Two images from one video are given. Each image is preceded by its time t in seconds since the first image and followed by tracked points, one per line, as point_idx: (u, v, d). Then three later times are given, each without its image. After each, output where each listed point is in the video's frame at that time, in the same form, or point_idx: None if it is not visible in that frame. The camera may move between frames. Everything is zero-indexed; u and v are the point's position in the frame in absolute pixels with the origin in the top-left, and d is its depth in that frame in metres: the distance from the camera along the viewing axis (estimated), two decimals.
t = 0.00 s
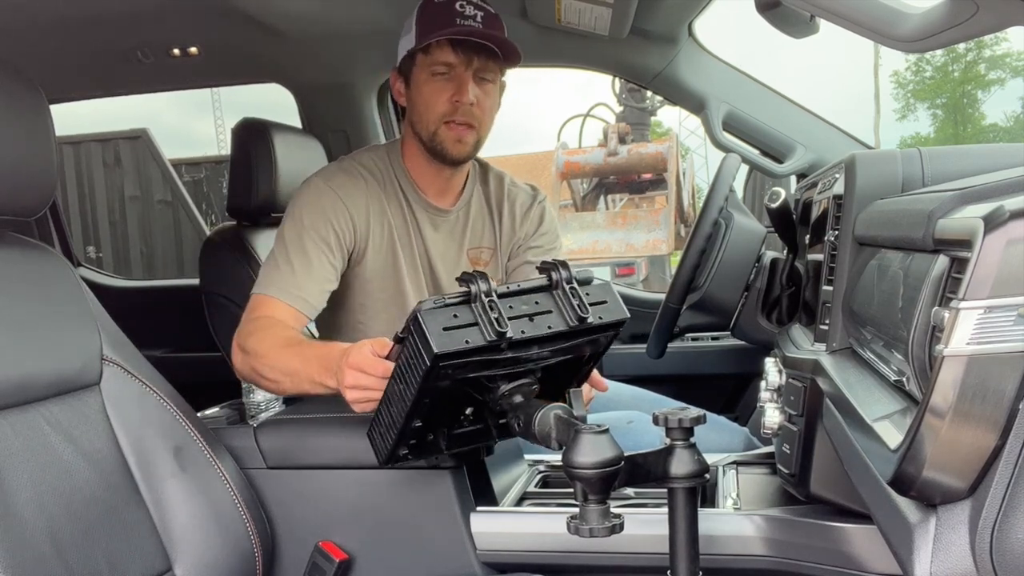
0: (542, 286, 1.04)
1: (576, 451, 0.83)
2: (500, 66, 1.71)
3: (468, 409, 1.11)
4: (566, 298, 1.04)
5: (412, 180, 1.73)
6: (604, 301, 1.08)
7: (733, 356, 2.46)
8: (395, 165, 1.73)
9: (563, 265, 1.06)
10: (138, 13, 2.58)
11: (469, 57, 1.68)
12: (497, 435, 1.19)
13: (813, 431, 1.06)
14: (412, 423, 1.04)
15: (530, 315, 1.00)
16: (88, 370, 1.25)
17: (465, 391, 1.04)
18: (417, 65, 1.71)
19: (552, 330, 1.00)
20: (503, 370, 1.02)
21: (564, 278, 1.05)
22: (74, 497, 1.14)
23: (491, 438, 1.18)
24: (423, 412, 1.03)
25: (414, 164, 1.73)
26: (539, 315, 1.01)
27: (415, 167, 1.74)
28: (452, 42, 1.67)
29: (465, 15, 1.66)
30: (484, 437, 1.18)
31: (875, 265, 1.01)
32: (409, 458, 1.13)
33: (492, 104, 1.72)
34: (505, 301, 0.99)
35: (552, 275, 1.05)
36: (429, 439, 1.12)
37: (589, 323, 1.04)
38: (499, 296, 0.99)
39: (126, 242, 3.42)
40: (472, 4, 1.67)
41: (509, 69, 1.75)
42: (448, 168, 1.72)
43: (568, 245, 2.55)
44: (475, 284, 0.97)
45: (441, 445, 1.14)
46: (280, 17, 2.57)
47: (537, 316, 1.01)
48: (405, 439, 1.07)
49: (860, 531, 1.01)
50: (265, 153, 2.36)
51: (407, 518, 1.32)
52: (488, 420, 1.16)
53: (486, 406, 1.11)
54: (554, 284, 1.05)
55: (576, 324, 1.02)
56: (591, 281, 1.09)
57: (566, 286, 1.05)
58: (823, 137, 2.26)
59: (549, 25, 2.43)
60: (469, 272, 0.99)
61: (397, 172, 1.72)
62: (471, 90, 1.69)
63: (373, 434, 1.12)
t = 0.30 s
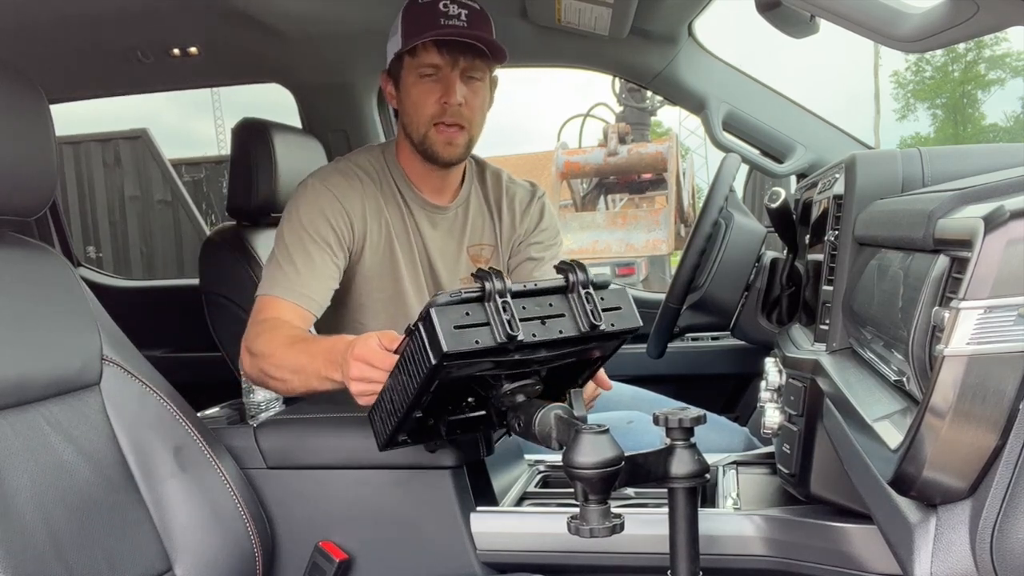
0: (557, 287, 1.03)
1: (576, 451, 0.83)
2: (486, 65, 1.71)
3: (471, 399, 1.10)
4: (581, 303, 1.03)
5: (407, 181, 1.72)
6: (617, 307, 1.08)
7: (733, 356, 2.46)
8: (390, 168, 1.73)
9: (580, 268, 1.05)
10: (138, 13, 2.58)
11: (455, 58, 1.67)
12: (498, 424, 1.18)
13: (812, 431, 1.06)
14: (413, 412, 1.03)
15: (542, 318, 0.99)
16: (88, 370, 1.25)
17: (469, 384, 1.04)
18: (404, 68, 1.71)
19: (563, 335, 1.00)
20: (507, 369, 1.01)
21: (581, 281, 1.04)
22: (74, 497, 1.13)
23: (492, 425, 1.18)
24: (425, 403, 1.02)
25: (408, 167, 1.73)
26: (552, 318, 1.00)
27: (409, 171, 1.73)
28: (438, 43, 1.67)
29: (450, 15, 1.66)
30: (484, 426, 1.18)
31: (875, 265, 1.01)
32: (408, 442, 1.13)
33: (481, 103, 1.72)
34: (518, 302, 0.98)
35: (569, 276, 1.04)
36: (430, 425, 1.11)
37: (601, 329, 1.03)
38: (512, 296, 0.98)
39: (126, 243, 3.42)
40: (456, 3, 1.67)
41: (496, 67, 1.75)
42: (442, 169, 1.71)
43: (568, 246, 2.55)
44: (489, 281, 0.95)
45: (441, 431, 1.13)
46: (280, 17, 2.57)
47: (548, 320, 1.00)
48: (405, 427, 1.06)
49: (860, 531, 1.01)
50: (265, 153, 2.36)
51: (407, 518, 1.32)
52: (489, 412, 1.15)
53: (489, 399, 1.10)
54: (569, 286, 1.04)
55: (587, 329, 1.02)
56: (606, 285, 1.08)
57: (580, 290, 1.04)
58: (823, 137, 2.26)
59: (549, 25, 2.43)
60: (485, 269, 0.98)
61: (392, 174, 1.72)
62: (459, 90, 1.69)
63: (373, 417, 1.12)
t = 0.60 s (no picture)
0: (576, 257, 0.98)
1: (576, 452, 0.83)
2: (477, 63, 1.69)
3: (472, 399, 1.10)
4: (600, 273, 0.98)
5: (403, 180, 1.73)
6: (638, 278, 1.02)
7: (733, 356, 2.46)
8: (385, 167, 1.73)
9: (600, 236, 0.99)
10: (138, 13, 2.58)
11: (446, 59, 1.65)
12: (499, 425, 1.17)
13: (812, 431, 1.06)
14: (413, 413, 1.04)
15: (558, 289, 0.95)
16: (88, 370, 1.25)
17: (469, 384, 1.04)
18: (394, 69, 1.69)
19: (580, 307, 0.95)
20: (507, 370, 1.01)
21: (601, 251, 0.98)
22: (74, 497, 1.13)
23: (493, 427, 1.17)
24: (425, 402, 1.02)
25: (403, 165, 1.73)
26: (568, 290, 0.95)
27: (404, 170, 1.73)
28: (427, 45, 1.64)
29: (438, 15, 1.64)
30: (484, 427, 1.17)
31: (875, 265, 1.01)
32: (410, 442, 1.12)
33: (472, 101, 1.71)
34: (533, 271, 0.93)
35: (589, 246, 0.98)
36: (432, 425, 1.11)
37: (621, 302, 0.98)
38: (528, 266, 0.93)
39: (126, 243, 3.41)
40: (444, 2, 1.65)
41: (487, 63, 1.74)
42: (437, 168, 1.72)
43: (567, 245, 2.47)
44: (502, 249, 0.90)
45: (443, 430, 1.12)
46: (280, 17, 2.57)
47: (565, 291, 0.95)
48: (405, 426, 1.06)
49: (860, 531, 1.01)
50: (265, 153, 2.36)
51: (407, 518, 1.32)
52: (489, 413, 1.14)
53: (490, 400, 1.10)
54: (590, 255, 0.98)
55: (607, 302, 0.97)
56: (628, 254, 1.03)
57: (600, 259, 0.98)
58: (823, 137, 2.26)
59: (548, 25, 2.44)
60: (499, 236, 0.92)
61: (387, 173, 1.72)
62: (451, 90, 1.67)
63: (374, 417, 1.12)
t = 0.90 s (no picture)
0: (541, 255, 0.97)
1: (576, 452, 0.83)
2: (473, 62, 1.69)
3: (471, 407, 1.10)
4: (568, 265, 0.97)
5: (402, 180, 1.72)
6: (606, 262, 1.02)
7: (733, 356, 2.46)
8: (385, 166, 1.73)
9: (560, 230, 0.99)
10: (139, 13, 2.58)
11: (441, 58, 1.65)
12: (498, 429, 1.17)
13: (812, 431, 1.06)
14: (414, 435, 1.03)
15: (530, 289, 0.94)
16: (88, 370, 1.25)
17: (462, 398, 1.04)
18: (391, 71, 1.69)
19: (556, 303, 0.95)
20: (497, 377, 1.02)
21: (563, 244, 0.97)
22: (74, 497, 1.13)
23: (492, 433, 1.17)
24: (423, 425, 1.02)
25: (402, 164, 1.73)
26: (540, 289, 0.95)
27: (404, 169, 1.73)
28: (422, 45, 1.64)
29: (431, 16, 1.63)
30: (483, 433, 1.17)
31: (875, 265, 1.01)
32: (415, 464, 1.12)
33: (469, 100, 1.70)
34: (501, 278, 0.93)
35: (551, 242, 0.98)
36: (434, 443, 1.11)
37: (594, 290, 0.97)
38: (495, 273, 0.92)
39: (126, 243, 3.41)
40: (437, 3, 1.65)
41: (483, 63, 1.73)
42: (435, 166, 1.71)
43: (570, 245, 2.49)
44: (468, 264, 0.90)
45: (446, 445, 1.12)
46: (280, 17, 2.57)
47: (537, 290, 0.94)
48: (409, 450, 1.07)
49: (860, 531, 1.01)
50: (265, 154, 2.36)
51: (406, 518, 1.32)
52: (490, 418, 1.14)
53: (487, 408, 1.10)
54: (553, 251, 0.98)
55: (580, 293, 0.96)
56: (591, 243, 1.03)
57: (565, 252, 0.98)
58: (823, 137, 2.26)
59: (548, 25, 2.44)
60: (461, 252, 0.92)
61: (387, 173, 1.72)
62: (447, 90, 1.67)
63: (376, 445, 1.12)
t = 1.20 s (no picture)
0: (566, 262, 1.00)
1: (577, 452, 0.83)
2: (463, 59, 1.69)
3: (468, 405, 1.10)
4: (591, 275, 1.00)
5: (394, 179, 1.72)
6: (625, 278, 1.05)
7: (733, 356, 2.46)
8: (377, 167, 1.73)
9: (587, 241, 1.01)
10: (138, 13, 2.58)
11: (431, 56, 1.65)
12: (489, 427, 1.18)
13: (812, 431, 1.06)
14: (414, 422, 1.02)
15: (555, 292, 0.95)
16: (88, 370, 1.25)
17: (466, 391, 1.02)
18: (382, 69, 1.69)
19: (577, 309, 0.96)
20: (506, 372, 1.01)
21: (589, 254, 1.00)
22: (74, 496, 1.13)
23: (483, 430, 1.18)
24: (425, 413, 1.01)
25: (394, 163, 1.73)
26: (563, 293, 0.96)
27: (396, 168, 1.73)
28: (413, 43, 1.64)
29: (422, 13, 1.63)
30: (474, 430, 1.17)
31: (875, 265, 1.01)
32: (404, 455, 1.12)
33: (459, 97, 1.70)
34: (530, 278, 0.94)
35: (577, 250, 1.01)
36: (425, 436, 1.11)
37: (614, 302, 1.00)
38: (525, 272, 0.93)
39: (126, 242, 3.41)
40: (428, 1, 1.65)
41: (473, 61, 1.74)
42: (427, 165, 1.71)
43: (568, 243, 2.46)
44: (501, 258, 0.90)
45: (435, 441, 1.12)
46: (280, 17, 2.57)
47: (561, 294, 0.96)
48: (403, 440, 1.06)
49: (860, 531, 1.01)
50: (265, 154, 2.36)
51: (407, 518, 1.32)
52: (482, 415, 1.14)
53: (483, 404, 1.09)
54: (579, 259, 1.00)
55: (601, 302, 0.99)
56: (611, 258, 1.06)
57: (589, 262, 1.00)
58: (823, 137, 2.26)
59: (548, 25, 2.44)
60: (494, 246, 0.93)
61: (379, 173, 1.72)
62: (438, 87, 1.67)
63: (367, 433, 1.11)
